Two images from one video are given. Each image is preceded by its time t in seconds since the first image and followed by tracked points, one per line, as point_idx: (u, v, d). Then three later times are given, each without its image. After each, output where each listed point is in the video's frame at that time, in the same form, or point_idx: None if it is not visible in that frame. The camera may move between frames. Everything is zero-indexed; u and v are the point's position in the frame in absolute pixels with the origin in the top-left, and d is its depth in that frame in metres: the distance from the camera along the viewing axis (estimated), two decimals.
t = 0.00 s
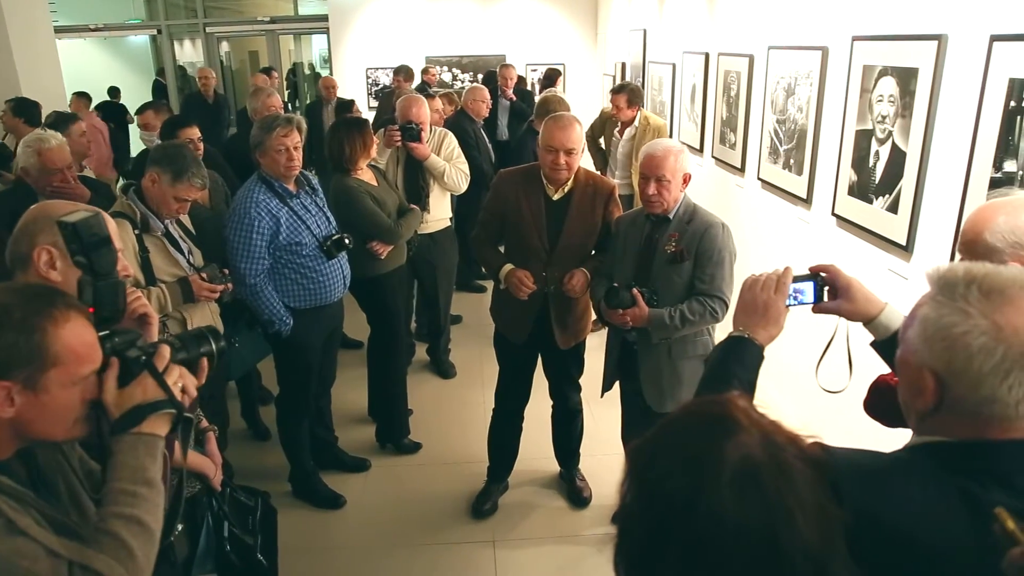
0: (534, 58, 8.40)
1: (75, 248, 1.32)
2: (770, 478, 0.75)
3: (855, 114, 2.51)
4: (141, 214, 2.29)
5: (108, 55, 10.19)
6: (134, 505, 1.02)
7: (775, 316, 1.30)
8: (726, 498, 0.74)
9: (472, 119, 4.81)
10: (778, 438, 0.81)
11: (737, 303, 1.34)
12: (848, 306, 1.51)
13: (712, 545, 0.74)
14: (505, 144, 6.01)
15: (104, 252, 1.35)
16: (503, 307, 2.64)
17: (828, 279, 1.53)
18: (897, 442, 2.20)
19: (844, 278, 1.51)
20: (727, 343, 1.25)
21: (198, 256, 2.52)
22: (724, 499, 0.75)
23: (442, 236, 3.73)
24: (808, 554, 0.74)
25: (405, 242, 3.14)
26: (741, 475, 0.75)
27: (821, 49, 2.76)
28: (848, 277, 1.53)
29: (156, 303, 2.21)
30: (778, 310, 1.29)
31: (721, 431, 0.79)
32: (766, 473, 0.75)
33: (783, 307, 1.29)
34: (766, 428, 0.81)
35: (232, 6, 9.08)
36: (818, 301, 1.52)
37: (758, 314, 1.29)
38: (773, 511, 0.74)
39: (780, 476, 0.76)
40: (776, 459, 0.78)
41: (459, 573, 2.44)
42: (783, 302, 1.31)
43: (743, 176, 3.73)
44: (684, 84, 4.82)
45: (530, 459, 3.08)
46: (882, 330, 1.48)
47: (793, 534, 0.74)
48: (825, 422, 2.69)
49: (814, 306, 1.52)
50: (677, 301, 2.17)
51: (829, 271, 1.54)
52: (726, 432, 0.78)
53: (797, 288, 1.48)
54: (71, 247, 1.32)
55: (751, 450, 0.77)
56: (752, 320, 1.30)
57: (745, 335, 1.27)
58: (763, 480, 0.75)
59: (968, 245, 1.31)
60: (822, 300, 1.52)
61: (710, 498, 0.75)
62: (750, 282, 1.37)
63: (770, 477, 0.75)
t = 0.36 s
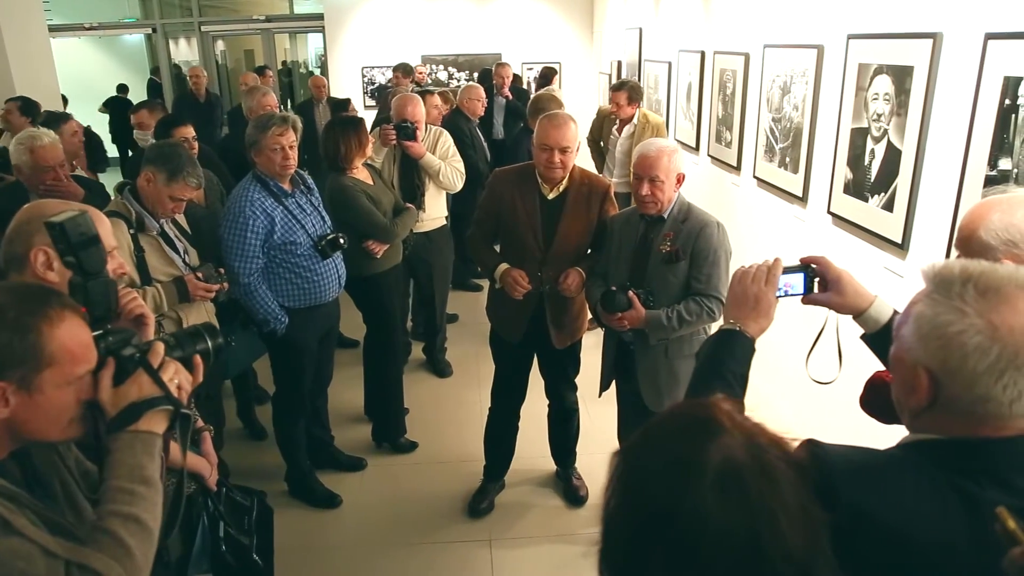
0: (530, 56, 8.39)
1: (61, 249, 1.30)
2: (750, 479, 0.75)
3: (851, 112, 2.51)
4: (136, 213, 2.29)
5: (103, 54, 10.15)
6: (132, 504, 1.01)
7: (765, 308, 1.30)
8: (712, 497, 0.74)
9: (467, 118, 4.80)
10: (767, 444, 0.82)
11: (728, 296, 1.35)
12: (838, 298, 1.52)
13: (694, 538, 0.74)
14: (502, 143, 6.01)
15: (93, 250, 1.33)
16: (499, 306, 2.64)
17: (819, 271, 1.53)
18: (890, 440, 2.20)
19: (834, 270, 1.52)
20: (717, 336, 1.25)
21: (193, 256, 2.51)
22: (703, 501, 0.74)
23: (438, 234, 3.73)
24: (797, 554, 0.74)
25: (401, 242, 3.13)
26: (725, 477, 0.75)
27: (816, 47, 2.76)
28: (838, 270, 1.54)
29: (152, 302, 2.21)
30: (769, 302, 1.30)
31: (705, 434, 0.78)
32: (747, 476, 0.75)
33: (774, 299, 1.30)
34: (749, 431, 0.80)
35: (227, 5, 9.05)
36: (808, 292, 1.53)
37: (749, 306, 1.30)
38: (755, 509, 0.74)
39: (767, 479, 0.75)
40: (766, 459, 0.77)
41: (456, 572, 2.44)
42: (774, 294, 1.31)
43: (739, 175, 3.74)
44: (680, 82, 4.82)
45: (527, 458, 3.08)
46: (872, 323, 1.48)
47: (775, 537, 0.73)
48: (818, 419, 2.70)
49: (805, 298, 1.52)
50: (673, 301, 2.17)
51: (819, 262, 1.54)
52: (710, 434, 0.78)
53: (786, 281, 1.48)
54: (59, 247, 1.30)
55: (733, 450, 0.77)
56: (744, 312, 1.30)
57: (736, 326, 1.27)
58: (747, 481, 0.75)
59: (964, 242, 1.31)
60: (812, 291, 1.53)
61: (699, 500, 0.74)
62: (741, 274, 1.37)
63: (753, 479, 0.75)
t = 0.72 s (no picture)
0: (525, 54, 8.38)
1: (52, 248, 1.29)
2: (682, 484, 0.72)
3: (846, 111, 2.51)
4: (131, 212, 2.28)
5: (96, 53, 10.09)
6: (124, 505, 1.00)
7: (754, 304, 1.28)
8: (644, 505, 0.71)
9: (463, 116, 4.79)
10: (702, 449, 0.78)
11: (716, 293, 1.33)
12: (827, 295, 1.51)
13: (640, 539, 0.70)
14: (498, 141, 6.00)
15: (82, 249, 1.32)
16: (494, 304, 2.63)
17: (808, 267, 1.54)
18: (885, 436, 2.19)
19: (823, 267, 1.52)
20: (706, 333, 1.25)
21: (189, 255, 2.49)
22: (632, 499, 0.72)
23: (433, 233, 3.72)
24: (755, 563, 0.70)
25: (396, 241, 3.12)
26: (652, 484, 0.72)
27: (812, 45, 2.76)
28: (828, 266, 1.54)
29: (146, 302, 2.20)
30: (757, 299, 1.28)
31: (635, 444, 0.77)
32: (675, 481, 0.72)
33: (763, 296, 1.28)
34: (676, 439, 0.78)
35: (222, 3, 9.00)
36: (797, 289, 1.53)
37: (737, 302, 1.28)
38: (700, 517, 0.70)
39: (699, 480, 0.72)
40: (702, 462, 0.75)
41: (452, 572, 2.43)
42: (763, 290, 1.29)
43: (734, 173, 3.74)
44: (675, 80, 4.82)
45: (523, 456, 3.08)
46: (862, 320, 1.46)
47: (717, 545, 0.69)
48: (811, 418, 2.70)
49: (794, 295, 1.53)
50: (669, 300, 2.16)
51: (808, 259, 1.55)
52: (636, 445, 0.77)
53: (774, 278, 1.49)
54: (49, 246, 1.30)
55: (660, 458, 0.74)
56: (731, 308, 1.28)
57: (725, 322, 1.26)
58: (674, 487, 0.72)
59: (959, 241, 1.31)
60: (802, 288, 1.53)
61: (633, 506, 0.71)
62: (729, 269, 1.35)
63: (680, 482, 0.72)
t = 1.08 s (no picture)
0: (519, 53, 8.38)
1: (36, 251, 1.27)
2: (609, 475, 0.76)
3: (838, 107, 2.51)
4: (122, 213, 2.26)
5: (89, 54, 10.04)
6: (111, 509, 0.99)
7: (741, 277, 1.23)
8: (575, 495, 0.75)
9: (456, 115, 4.78)
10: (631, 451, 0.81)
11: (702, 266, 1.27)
12: (811, 268, 1.51)
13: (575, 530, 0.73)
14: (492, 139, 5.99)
15: (67, 251, 1.30)
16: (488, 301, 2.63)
17: (792, 241, 1.53)
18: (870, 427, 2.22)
19: (807, 240, 1.52)
20: (692, 307, 1.20)
21: (181, 256, 2.48)
22: (566, 491, 0.75)
23: (426, 231, 3.71)
24: (692, 553, 0.73)
25: (390, 240, 3.11)
26: (586, 477, 0.76)
27: (804, 42, 2.76)
28: (811, 239, 1.53)
29: (138, 303, 2.19)
30: (744, 271, 1.23)
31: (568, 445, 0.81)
32: (607, 475, 0.76)
33: (749, 268, 1.23)
34: (606, 441, 0.82)
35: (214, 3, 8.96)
36: (781, 263, 1.53)
37: (724, 274, 1.23)
38: (627, 506, 0.73)
39: (624, 470, 0.76)
40: (627, 455, 0.79)
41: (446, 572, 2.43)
42: (749, 263, 1.24)
43: (728, 170, 3.74)
44: (668, 78, 4.82)
45: (517, 455, 3.08)
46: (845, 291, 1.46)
47: (648, 527, 0.73)
48: (798, 400, 2.72)
49: (778, 269, 1.52)
50: (664, 299, 2.16)
51: (792, 233, 1.54)
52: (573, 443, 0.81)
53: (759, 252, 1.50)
54: (33, 249, 1.27)
55: (592, 456, 0.78)
56: (718, 281, 1.23)
57: (712, 296, 1.21)
58: (605, 479, 0.75)
59: (950, 240, 1.31)
60: (786, 262, 1.53)
61: (572, 499, 0.74)
62: (716, 243, 1.29)
63: (608, 473, 0.76)
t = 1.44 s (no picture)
0: (513, 52, 8.37)
1: (27, 250, 1.26)
2: (592, 468, 0.77)
3: (832, 106, 2.51)
4: (115, 211, 2.25)
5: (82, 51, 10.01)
6: (102, 510, 0.99)
7: (750, 273, 1.24)
8: (557, 488, 0.76)
9: (452, 114, 4.77)
10: (615, 445, 0.83)
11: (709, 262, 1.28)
12: (818, 267, 1.52)
13: (553, 521, 0.75)
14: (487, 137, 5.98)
15: (57, 250, 1.29)
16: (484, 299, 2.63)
17: (799, 241, 1.54)
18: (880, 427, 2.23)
19: (815, 239, 1.52)
20: (700, 304, 1.21)
21: (175, 255, 2.47)
22: (549, 484, 0.77)
23: (421, 230, 3.71)
24: (669, 544, 0.75)
25: (384, 238, 3.10)
26: (564, 469, 0.78)
27: (798, 41, 2.77)
28: (819, 238, 1.53)
29: (131, 301, 2.18)
30: (753, 268, 1.23)
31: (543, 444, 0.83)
32: (586, 465, 0.78)
33: (758, 265, 1.23)
34: (590, 435, 0.84)
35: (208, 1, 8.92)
36: (789, 262, 1.54)
37: (732, 271, 1.23)
38: (597, 497, 0.75)
39: (607, 463, 0.78)
40: (609, 447, 0.81)
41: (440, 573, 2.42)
42: (758, 260, 1.24)
43: (722, 169, 3.75)
44: (663, 77, 4.82)
45: (513, 452, 3.08)
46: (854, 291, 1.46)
47: (624, 511, 0.75)
48: (806, 401, 2.71)
49: (786, 268, 1.53)
50: (653, 299, 2.16)
51: (800, 232, 1.55)
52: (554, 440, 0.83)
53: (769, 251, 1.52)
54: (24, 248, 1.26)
55: (573, 450, 0.80)
56: (727, 277, 1.24)
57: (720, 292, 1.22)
58: (584, 469, 0.77)
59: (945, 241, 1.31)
60: (793, 261, 1.54)
61: (557, 494, 0.76)
62: (723, 240, 1.29)
63: (588, 465, 0.78)
